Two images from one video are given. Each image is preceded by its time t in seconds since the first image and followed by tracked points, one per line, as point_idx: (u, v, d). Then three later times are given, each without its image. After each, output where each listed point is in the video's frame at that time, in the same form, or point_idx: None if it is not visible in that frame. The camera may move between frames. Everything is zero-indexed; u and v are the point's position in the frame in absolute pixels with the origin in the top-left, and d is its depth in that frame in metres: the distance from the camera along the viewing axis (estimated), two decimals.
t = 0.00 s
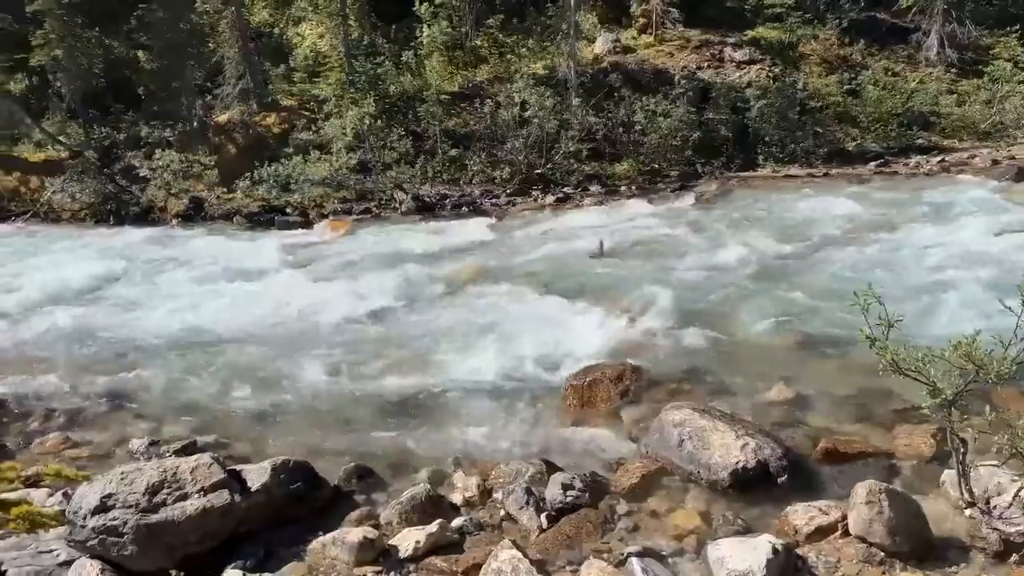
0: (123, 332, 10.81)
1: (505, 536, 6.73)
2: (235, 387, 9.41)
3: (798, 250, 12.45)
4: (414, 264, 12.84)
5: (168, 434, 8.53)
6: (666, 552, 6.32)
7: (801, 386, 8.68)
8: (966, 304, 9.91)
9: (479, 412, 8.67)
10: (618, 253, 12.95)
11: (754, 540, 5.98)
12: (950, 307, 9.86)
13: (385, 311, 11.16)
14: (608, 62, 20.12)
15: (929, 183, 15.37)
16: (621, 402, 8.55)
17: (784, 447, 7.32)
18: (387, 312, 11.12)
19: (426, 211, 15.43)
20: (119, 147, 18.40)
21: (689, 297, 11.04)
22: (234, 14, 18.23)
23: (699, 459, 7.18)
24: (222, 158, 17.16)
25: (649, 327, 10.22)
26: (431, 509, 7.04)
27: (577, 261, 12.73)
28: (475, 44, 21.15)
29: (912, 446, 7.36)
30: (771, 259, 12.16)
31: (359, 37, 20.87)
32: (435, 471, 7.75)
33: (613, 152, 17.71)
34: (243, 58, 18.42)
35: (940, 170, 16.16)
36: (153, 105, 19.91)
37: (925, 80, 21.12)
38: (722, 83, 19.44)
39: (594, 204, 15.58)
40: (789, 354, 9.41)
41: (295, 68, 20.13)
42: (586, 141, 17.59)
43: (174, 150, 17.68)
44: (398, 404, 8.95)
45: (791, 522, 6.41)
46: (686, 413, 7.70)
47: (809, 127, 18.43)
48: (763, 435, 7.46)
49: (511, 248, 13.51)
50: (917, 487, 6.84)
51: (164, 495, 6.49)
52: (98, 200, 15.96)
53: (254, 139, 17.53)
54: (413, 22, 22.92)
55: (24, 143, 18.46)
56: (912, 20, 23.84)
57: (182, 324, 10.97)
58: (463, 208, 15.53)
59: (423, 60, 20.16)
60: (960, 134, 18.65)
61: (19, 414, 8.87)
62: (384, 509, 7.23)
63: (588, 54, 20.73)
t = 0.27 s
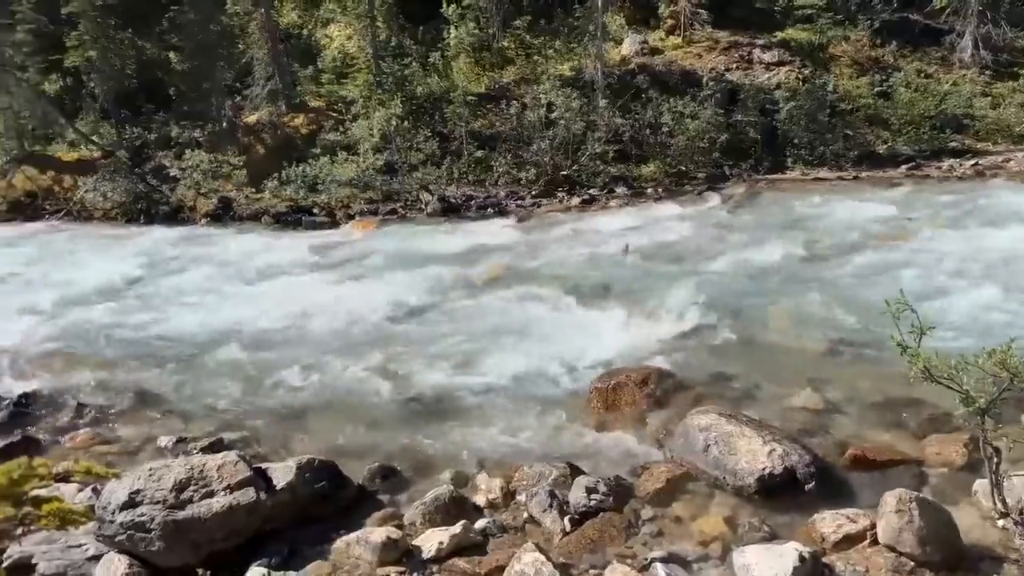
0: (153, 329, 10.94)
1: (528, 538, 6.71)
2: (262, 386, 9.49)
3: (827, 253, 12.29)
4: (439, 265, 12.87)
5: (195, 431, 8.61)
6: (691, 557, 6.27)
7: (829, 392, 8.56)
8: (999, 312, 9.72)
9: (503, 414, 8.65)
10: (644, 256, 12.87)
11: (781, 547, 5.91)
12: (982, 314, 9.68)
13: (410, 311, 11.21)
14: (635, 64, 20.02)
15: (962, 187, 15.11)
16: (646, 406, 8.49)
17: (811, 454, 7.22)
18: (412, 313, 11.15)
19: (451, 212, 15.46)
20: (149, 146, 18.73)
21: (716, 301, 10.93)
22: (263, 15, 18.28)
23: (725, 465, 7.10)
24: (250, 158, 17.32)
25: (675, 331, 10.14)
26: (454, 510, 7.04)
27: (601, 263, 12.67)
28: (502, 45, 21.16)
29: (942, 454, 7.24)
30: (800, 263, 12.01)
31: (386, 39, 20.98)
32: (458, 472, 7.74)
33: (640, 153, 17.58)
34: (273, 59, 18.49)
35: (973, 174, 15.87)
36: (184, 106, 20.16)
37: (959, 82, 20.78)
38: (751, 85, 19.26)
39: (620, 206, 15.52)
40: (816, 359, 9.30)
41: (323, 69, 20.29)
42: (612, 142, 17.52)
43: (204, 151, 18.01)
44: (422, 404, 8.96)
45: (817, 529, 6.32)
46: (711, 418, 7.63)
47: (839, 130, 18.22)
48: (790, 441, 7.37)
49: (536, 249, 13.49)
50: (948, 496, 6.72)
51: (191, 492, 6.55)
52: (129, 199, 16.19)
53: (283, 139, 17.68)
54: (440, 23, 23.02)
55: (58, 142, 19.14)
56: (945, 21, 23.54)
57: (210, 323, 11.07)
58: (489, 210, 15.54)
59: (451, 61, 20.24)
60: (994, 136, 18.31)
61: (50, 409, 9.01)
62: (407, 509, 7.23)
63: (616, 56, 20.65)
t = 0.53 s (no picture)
0: (183, 327, 11.08)
1: (552, 540, 6.69)
2: (289, 384, 9.57)
3: (859, 257, 12.12)
4: (465, 265, 12.89)
5: (224, 428, 8.71)
6: (716, 563, 6.21)
7: (859, 398, 8.44)
8: None
9: (528, 415, 8.64)
10: (672, 258, 12.78)
11: (808, 554, 5.84)
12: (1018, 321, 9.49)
13: (437, 310, 11.26)
14: (665, 65, 19.89)
15: (999, 191, 14.83)
16: (672, 410, 8.43)
17: (840, 460, 7.12)
18: (439, 313, 11.18)
19: (479, 212, 15.49)
20: (182, 146, 19.04)
21: (744, 305, 10.82)
22: (295, 16, 18.47)
23: (752, 470, 7.03)
24: (281, 158, 17.49)
25: (702, 334, 10.06)
26: (478, 510, 7.04)
27: (628, 265, 12.61)
28: (531, 46, 21.17)
29: (975, 463, 7.11)
30: (830, 267, 11.85)
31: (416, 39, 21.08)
32: (483, 472, 7.74)
33: (668, 155, 17.48)
34: (303, 60, 18.69)
35: (1010, 177, 15.57)
36: (216, 106, 20.35)
37: (997, 83, 20.38)
38: (783, 86, 19.05)
39: (647, 208, 15.44)
40: (846, 364, 9.17)
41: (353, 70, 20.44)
42: (640, 144, 17.43)
43: (235, 150, 18.30)
44: (448, 404, 8.97)
45: (846, 537, 6.23)
46: (738, 423, 7.56)
47: (871, 132, 17.98)
48: (818, 447, 7.28)
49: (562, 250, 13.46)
50: (980, 506, 6.60)
51: (219, 488, 6.62)
52: (161, 197, 16.45)
53: (313, 139, 17.82)
54: (469, 24, 23.07)
55: (93, 142, 19.49)
56: (983, 22, 23.12)
57: (240, 321, 11.20)
58: (516, 211, 15.55)
59: (479, 62, 20.28)
60: None
61: (82, 404, 9.16)
62: (431, 509, 7.25)
63: (645, 57, 20.53)
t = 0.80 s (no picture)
0: (214, 323, 11.24)
1: (574, 542, 6.67)
2: (316, 380, 9.66)
3: (892, 261, 11.94)
4: (492, 265, 12.91)
5: (251, 423, 8.81)
6: (740, 569, 6.14)
7: (890, 404, 8.31)
8: None
9: (553, 416, 8.63)
10: (700, 260, 12.68)
11: (834, 562, 5.76)
12: None
13: (463, 308, 11.32)
14: (696, 65, 19.70)
15: None
16: (699, 413, 8.36)
17: (869, 468, 7.02)
18: (465, 312, 11.21)
19: (507, 212, 15.52)
20: (215, 144, 19.35)
21: (773, 308, 10.70)
22: (328, 16, 18.58)
23: (778, 475, 6.95)
24: (312, 157, 17.66)
25: (730, 337, 9.97)
26: (502, 510, 7.04)
27: (656, 266, 12.53)
28: (562, 46, 21.11)
29: (1009, 474, 6.96)
30: (862, 270, 11.68)
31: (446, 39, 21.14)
32: (507, 473, 7.74)
33: (699, 155, 17.34)
34: (335, 60, 18.79)
35: None
36: (248, 104, 20.59)
37: None
38: (816, 87, 18.76)
39: (676, 209, 15.35)
40: (877, 369, 9.03)
41: (384, 69, 20.58)
42: (670, 144, 17.32)
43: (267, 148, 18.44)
44: (473, 404, 8.99)
45: (874, 545, 6.12)
46: (765, 428, 7.47)
47: (906, 134, 17.73)
48: (847, 454, 7.17)
49: (589, 251, 13.43)
50: (1013, 517, 6.46)
51: (245, 483, 6.69)
52: (194, 194, 16.71)
53: (343, 138, 17.96)
54: (500, 24, 23.11)
55: (129, 139, 19.89)
56: None
57: (269, 317, 11.33)
58: (544, 211, 15.55)
59: (510, 62, 20.30)
60: None
61: (114, 398, 9.32)
62: (455, 508, 7.27)
63: (676, 57, 20.38)
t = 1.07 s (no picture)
0: (245, 318, 11.37)
1: (599, 543, 6.65)
2: (344, 377, 9.73)
3: (926, 265, 11.74)
4: (520, 264, 12.91)
5: (280, 418, 8.90)
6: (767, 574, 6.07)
7: (923, 411, 8.16)
8: None
9: (579, 416, 8.61)
10: (730, 261, 12.56)
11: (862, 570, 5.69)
12: None
13: (491, 307, 11.34)
14: (728, 64, 19.45)
15: None
16: (727, 417, 8.28)
17: (900, 475, 6.91)
18: (493, 311, 11.22)
19: (536, 212, 15.51)
20: (248, 141, 19.65)
21: (805, 311, 10.56)
22: (361, 15, 18.78)
23: (806, 480, 6.87)
24: (343, 155, 17.78)
25: (760, 339, 9.86)
26: (526, 510, 7.05)
27: (685, 267, 12.44)
28: (593, 45, 21.04)
29: None
30: (896, 274, 11.50)
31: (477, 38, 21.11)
32: (532, 472, 7.75)
33: (730, 156, 17.19)
34: (367, 58, 18.98)
35: None
36: (282, 103, 20.80)
37: None
38: (852, 87, 18.40)
39: (707, 210, 15.23)
40: (910, 375, 8.88)
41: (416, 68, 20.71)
42: (702, 144, 17.18)
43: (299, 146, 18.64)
44: (499, 403, 9.00)
45: (904, 553, 6.01)
46: (794, 432, 7.39)
47: (944, 135, 17.46)
48: (877, 460, 7.07)
49: (618, 251, 13.38)
50: None
51: (273, 477, 6.75)
52: (228, 191, 16.95)
53: (375, 137, 18.06)
54: (532, 23, 23.12)
55: (165, 136, 20.19)
56: None
57: (299, 314, 11.44)
58: (573, 210, 15.53)
59: (541, 61, 20.31)
60: None
61: (146, 391, 9.48)
62: (480, 506, 7.29)
63: (708, 56, 20.18)
